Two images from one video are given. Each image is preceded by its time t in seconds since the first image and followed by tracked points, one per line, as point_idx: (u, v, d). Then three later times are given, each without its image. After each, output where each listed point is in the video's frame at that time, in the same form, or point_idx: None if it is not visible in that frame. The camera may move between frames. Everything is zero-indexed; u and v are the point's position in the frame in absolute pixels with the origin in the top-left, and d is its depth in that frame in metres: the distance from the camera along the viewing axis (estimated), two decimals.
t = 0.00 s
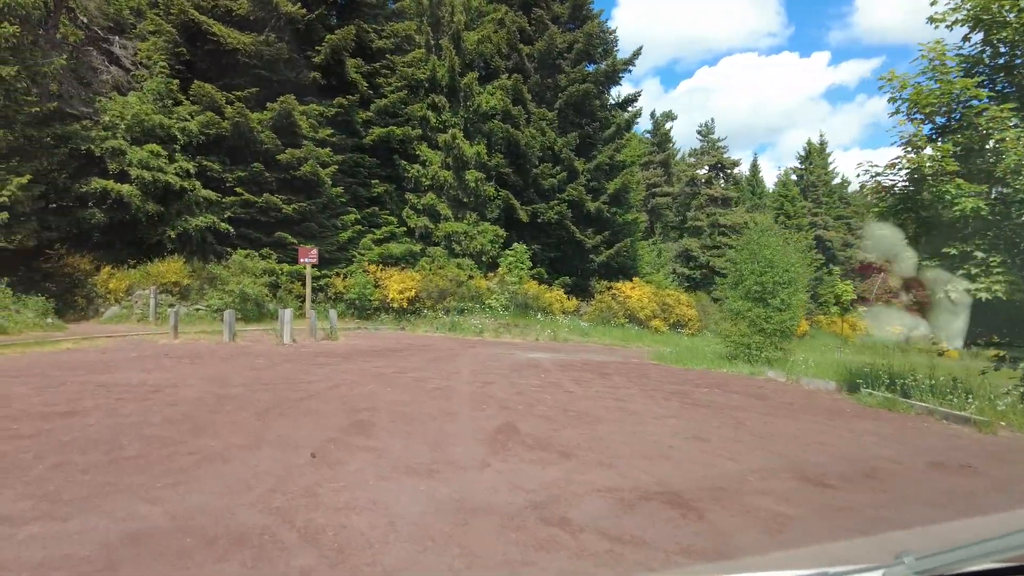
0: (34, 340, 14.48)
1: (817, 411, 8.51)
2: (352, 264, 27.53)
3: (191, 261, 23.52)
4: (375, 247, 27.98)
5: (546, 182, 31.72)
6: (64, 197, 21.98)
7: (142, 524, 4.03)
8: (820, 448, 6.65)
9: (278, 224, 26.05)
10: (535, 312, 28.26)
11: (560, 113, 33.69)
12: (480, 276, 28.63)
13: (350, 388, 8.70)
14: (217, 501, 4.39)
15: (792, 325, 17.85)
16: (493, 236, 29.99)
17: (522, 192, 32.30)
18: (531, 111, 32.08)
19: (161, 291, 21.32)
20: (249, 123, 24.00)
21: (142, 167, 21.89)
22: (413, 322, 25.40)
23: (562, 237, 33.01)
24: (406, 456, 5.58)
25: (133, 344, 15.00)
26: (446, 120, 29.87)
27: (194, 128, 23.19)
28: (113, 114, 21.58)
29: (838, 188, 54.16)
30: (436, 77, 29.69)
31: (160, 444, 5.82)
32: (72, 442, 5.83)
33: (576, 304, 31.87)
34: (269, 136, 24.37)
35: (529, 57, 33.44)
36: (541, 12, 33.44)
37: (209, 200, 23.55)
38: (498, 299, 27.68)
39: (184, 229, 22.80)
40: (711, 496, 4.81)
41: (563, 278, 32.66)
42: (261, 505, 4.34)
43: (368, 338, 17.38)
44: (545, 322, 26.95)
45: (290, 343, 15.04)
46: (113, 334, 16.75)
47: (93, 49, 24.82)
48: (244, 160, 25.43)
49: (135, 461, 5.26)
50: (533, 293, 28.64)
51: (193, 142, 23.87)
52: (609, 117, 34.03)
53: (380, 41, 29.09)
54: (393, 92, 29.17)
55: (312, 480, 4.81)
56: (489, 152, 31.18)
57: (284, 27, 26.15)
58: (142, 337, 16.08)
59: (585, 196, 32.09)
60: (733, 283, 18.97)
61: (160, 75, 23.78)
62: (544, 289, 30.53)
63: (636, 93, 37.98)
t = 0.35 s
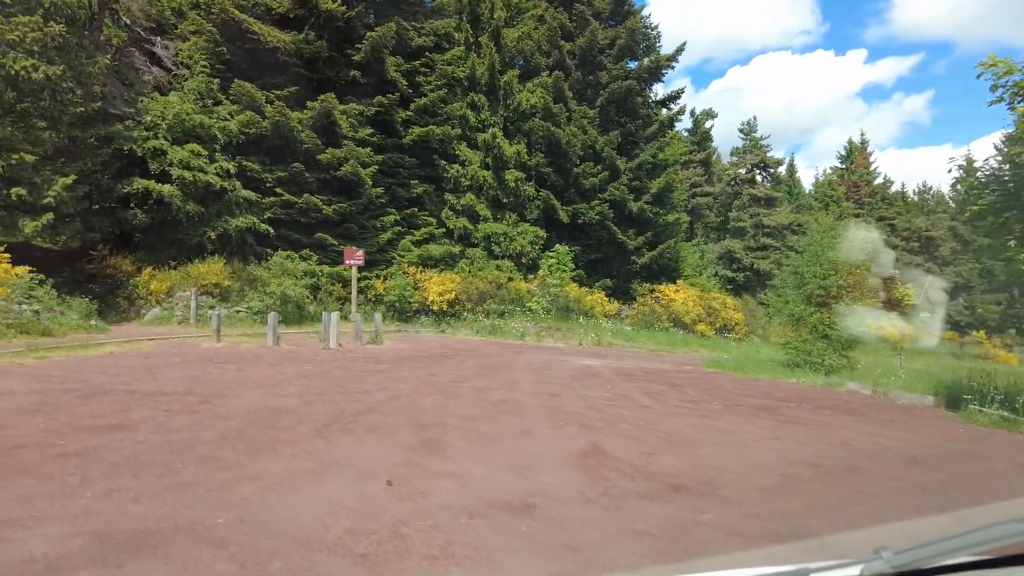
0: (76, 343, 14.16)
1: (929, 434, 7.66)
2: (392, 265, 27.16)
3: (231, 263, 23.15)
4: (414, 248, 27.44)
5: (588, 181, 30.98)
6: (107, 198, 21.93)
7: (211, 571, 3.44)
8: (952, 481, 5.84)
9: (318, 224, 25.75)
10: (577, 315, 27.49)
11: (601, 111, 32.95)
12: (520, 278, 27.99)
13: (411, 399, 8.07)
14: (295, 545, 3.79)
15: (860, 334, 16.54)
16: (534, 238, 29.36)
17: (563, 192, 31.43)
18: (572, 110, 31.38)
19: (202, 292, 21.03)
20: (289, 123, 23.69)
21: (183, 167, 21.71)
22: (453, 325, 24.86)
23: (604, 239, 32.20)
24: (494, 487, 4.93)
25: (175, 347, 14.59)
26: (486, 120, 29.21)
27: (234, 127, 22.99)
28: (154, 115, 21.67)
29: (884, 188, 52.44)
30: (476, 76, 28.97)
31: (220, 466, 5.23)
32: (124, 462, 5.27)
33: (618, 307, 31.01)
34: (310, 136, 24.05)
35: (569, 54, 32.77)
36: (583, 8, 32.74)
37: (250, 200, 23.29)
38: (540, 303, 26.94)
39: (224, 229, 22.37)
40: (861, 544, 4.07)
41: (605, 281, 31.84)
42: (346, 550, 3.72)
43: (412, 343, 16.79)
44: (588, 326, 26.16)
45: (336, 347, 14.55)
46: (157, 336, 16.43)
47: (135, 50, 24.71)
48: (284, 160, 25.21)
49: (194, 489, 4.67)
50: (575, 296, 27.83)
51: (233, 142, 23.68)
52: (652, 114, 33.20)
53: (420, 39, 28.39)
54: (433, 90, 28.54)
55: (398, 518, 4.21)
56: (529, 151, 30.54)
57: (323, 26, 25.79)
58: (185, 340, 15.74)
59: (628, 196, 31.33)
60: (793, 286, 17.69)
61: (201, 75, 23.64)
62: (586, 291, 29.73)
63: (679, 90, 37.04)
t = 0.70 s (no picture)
0: (126, 346, 13.82)
1: None
2: (435, 267, 26.71)
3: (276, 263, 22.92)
4: (458, 249, 26.76)
5: (635, 180, 30.05)
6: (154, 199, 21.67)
7: None
8: None
9: (364, 226, 25.36)
10: (625, 319, 26.60)
11: (649, 109, 32.08)
12: (566, 280, 27.24)
13: (484, 413, 7.42)
14: None
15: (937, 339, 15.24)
16: (581, 238, 28.60)
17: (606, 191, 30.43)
18: (619, 107, 30.50)
19: (248, 294, 20.77)
20: (335, 122, 23.34)
21: (229, 167, 21.44)
22: (498, 328, 24.23)
23: (651, 240, 31.26)
24: (609, 527, 4.26)
25: (225, 351, 14.19)
26: (531, 118, 28.57)
27: (279, 127, 22.84)
28: (201, 115, 21.38)
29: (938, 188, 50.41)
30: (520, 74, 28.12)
31: (293, 495, 4.61)
32: (186, 488, 4.69)
33: (666, 310, 30.04)
34: (355, 136, 23.66)
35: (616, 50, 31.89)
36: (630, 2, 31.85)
37: (296, 201, 23.05)
38: (588, 306, 26.12)
39: (270, 230, 22.27)
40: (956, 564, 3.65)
41: (653, 283, 30.89)
42: None
43: (463, 348, 16.19)
44: (638, 330, 25.26)
45: (389, 352, 14.02)
46: (205, 339, 16.10)
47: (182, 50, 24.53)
48: (329, 161, 24.96)
49: (269, 525, 4.07)
50: (623, 299, 26.91)
51: (278, 142, 23.52)
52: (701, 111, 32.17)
53: (465, 36, 27.50)
54: (477, 89, 27.56)
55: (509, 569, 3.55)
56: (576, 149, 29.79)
57: (367, 24, 25.13)
58: (234, 343, 15.37)
59: (677, 195, 30.35)
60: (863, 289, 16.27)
61: (247, 74, 23.44)
62: (634, 294, 28.78)
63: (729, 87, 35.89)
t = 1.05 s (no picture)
0: (175, 349, 13.51)
1: None
2: (480, 268, 26.20)
3: (322, 264, 22.66)
4: (502, 250, 26.12)
5: (686, 178, 29.03)
6: (201, 199, 21.12)
7: None
8: None
9: (408, 227, 24.89)
10: (677, 322, 25.61)
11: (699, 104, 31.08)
12: (614, 281, 26.46)
13: (564, 429, 6.75)
14: None
15: None
16: (629, 238, 27.78)
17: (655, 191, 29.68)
18: (668, 103, 29.57)
19: (294, 295, 20.51)
20: (380, 121, 22.97)
21: (275, 167, 21.21)
22: (544, 331, 23.54)
23: (702, 239, 30.21)
24: None
25: (274, 355, 13.78)
26: (578, 114, 27.98)
27: (324, 126, 22.57)
28: (247, 115, 21.19)
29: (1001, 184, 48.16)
30: (567, 69, 27.94)
31: (377, 535, 3.95)
32: (254, 523, 4.08)
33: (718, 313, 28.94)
34: (400, 134, 23.26)
35: (665, 44, 30.93)
36: None
37: (341, 201, 22.86)
38: (638, 308, 25.26)
39: (316, 231, 22.12)
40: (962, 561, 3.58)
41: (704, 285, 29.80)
42: None
43: (516, 352, 15.56)
44: (691, 333, 24.30)
45: (444, 357, 13.41)
46: (252, 342, 15.73)
47: (228, 50, 24.39)
48: (373, 160, 24.61)
49: (353, 575, 3.45)
50: (673, 302, 25.94)
51: (324, 142, 23.27)
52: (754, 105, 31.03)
53: (509, 31, 27.08)
54: (523, 85, 26.96)
55: None
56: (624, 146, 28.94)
57: (412, 21, 24.80)
58: (283, 346, 14.96)
59: (731, 193, 29.18)
60: (951, 291, 15.02)
61: (292, 73, 23.24)
62: (685, 296, 27.71)
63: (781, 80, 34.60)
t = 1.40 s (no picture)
0: (226, 354, 13.24)
1: None
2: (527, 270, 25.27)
3: (368, 267, 22.40)
4: (549, 251, 25.31)
5: (738, 176, 28.12)
6: (248, 202, 20.98)
7: None
8: None
9: (453, 229, 24.43)
10: (731, 325, 24.72)
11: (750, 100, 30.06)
12: (664, 283, 25.64)
13: (652, 449, 6.17)
14: None
15: None
16: (680, 239, 26.91)
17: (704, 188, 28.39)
18: (719, 99, 28.69)
19: (341, 299, 20.31)
20: (426, 121, 22.59)
21: (321, 169, 21.03)
22: (593, 336, 22.85)
23: (754, 240, 29.25)
24: None
25: (325, 361, 13.40)
26: (625, 111, 27.38)
27: (369, 127, 22.29)
28: (293, 117, 21.03)
29: None
30: (614, 65, 27.22)
31: None
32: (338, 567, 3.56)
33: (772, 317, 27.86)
34: (446, 135, 22.87)
35: (715, 39, 29.98)
36: None
37: (386, 203, 22.55)
38: (690, 313, 24.40)
39: (362, 234, 21.88)
40: (964, 558, 3.35)
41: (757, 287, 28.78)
42: None
43: (572, 359, 14.94)
44: (746, 338, 23.39)
45: (499, 364, 12.84)
46: (303, 347, 15.48)
47: (273, 52, 24.24)
48: (418, 161, 24.27)
49: None
50: (728, 305, 24.94)
51: (369, 143, 22.97)
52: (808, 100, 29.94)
53: (555, 28, 26.58)
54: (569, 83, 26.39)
55: None
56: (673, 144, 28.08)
57: (457, 19, 24.47)
58: (332, 352, 14.60)
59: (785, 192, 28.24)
60: None
61: (337, 74, 23.03)
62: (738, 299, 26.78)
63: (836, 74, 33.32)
